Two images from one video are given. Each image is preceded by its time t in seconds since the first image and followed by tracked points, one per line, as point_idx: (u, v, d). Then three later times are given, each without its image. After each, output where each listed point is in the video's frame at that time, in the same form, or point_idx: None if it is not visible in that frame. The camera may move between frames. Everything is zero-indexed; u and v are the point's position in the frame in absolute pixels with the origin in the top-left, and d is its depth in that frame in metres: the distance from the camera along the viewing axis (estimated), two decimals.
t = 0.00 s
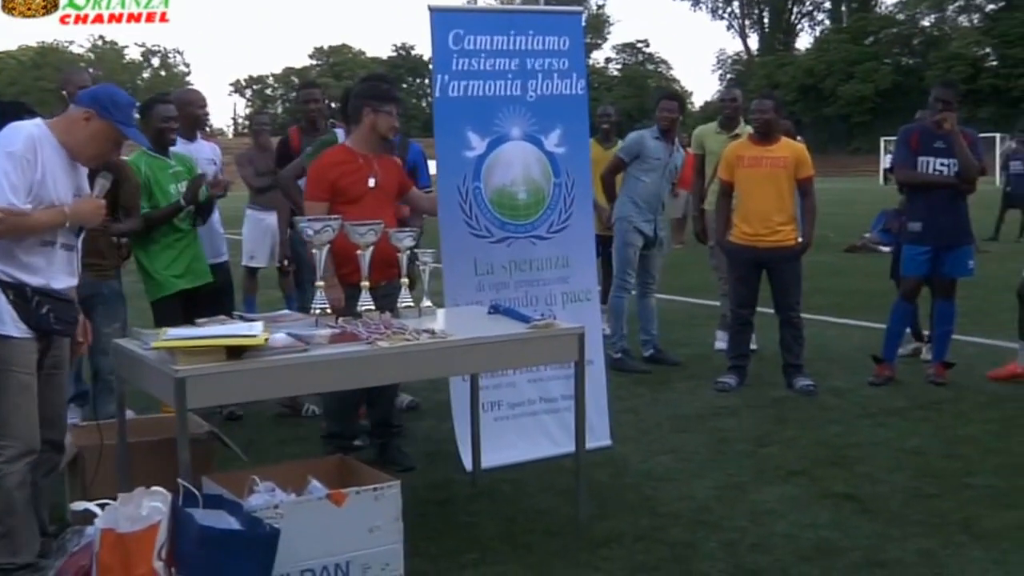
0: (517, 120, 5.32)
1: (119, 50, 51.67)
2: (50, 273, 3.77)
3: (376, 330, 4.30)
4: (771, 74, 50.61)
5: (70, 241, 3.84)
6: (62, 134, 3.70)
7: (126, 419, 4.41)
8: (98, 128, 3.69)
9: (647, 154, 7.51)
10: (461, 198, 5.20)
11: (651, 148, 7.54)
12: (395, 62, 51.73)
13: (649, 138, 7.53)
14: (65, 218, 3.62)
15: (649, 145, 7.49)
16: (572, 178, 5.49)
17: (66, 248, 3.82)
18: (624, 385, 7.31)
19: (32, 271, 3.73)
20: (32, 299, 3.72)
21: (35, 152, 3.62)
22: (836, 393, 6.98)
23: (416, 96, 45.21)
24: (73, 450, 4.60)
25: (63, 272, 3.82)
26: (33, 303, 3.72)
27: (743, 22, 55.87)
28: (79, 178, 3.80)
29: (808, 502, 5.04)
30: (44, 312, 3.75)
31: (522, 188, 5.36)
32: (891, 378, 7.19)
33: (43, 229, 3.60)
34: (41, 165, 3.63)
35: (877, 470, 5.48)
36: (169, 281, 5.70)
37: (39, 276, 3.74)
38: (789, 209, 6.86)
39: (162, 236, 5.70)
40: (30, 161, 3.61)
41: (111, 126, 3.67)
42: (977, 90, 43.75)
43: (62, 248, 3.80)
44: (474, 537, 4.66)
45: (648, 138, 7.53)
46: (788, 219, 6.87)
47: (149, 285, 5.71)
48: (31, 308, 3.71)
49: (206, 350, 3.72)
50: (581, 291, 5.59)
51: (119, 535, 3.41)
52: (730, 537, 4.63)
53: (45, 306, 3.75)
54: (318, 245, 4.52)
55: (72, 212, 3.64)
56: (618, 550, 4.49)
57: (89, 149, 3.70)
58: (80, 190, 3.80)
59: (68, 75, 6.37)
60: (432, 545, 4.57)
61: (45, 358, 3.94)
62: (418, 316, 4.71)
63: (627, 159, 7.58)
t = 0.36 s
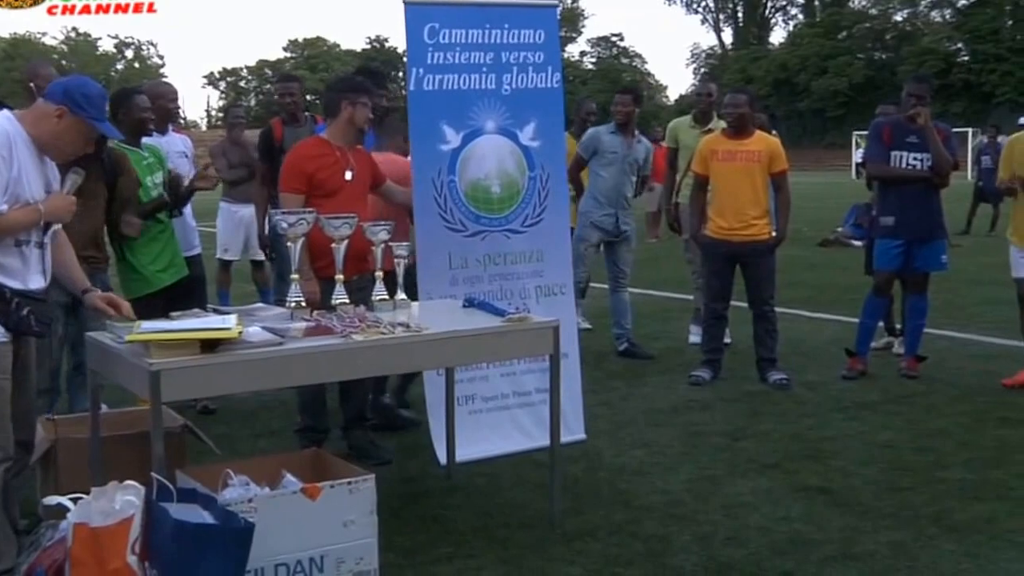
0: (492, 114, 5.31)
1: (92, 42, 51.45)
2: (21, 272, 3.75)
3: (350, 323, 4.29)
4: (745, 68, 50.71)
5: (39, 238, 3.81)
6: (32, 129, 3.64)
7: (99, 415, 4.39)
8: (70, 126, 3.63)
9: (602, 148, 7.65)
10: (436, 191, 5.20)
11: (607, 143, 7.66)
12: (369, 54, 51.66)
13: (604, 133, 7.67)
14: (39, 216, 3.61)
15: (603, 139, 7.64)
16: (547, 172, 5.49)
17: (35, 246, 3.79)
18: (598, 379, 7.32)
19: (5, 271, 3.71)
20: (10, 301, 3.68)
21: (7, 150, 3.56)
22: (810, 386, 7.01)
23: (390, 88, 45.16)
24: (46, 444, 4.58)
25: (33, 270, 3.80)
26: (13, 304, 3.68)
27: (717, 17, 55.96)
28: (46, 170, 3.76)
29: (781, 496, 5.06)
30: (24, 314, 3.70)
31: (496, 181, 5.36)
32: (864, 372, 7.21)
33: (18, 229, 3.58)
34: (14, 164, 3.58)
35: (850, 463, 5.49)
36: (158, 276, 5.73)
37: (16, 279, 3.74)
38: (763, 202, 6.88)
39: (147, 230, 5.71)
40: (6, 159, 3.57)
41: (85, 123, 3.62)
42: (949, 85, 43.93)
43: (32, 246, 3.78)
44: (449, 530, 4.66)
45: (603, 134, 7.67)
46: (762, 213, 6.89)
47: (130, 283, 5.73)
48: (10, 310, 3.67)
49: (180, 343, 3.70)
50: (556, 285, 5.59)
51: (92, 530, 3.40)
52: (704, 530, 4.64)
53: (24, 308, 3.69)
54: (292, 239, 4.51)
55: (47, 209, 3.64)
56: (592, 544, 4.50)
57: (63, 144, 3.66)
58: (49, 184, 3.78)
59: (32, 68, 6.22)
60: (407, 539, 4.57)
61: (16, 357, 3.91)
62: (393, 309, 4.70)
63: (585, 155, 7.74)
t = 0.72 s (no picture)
0: (497, 107, 5.28)
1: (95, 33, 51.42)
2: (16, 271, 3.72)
3: (355, 317, 4.26)
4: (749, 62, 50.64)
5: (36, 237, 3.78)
6: (38, 127, 3.60)
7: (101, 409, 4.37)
8: (78, 127, 3.59)
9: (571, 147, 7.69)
10: (440, 185, 5.17)
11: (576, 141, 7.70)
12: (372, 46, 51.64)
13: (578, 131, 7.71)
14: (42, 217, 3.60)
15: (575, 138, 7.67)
16: (553, 165, 5.45)
17: (31, 247, 3.76)
18: (603, 373, 7.29)
19: None
20: (6, 299, 3.67)
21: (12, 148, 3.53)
22: (816, 380, 6.98)
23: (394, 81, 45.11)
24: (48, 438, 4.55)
25: (30, 269, 3.78)
26: (10, 303, 3.67)
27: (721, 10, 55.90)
28: (50, 167, 3.74)
29: (786, 489, 5.03)
30: (21, 313, 3.69)
31: (501, 175, 5.33)
32: (869, 365, 7.17)
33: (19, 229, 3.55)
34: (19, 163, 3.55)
35: (855, 456, 5.47)
36: (157, 268, 5.69)
37: (12, 279, 3.72)
38: (768, 195, 6.85)
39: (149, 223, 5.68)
40: (15, 157, 3.56)
41: (94, 126, 3.57)
42: (953, 79, 43.87)
43: (28, 245, 3.75)
44: (454, 524, 4.63)
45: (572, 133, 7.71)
46: (768, 206, 6.85)
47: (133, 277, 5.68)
48: (6, 309, 3.66)
49: (184, 336, 3.68)
50: (562, 279, 5.56)
51: (96, 526, 3.39)
52: (710, 524, 4.61)
53: (22, 306, 3.69)
54: (298, 231, 4.48)
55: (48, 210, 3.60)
56: (597, 537, 4.47)
57: (69, 144, 3.62)
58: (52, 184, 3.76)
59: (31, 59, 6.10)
60: (411, 533, 4.54)
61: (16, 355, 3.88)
62: (399, 302, 4.67)
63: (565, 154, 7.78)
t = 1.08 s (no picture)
0: (541, 138, 5.25)
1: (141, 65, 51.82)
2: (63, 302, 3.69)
3: (400, 348, 4.23)
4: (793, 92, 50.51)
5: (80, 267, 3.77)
6: (79, 155, 3.60)
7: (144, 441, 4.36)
8: (118, 151, 3.63)
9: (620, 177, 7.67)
10: (485, 216, 5.15)
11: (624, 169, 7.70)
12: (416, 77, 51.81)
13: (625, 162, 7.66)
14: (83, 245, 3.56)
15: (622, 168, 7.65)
16: (596, 195, 5.43)
17: (75, 277, 3.74)
18: (648, 404, 7.23)
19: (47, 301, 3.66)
20: (52, 328, 3.65)
21: (55, 176, 3.51)
22: (864, 412, 6.90)
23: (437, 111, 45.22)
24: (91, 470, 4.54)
25: (75, 299, 3.76)
26: (55, 333, 3.66)
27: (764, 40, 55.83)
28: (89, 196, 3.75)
29: (835, 521, 4.96)
30: (67, 342, 3.68)
31: (547, 206, 5.29)
32: (917, 397, 7.08)
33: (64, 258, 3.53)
34: (62, 191, 3.53)
35: (905, 488, 5.39)
36: (201, 300, 5.69)
37: (56, 308, 3.68)
38: (815, 225, 6.78)
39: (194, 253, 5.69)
40: (51, 187, 3.51)
41: (132, 146, 3.62)
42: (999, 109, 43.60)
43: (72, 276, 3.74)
44: (498, 557, 4.59)
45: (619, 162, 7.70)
46: (815, 236, 6.80)
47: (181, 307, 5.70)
48: (51, 338, 3.65)
49: (227, 368, 3.66)
50: (608, 309, 5.52)
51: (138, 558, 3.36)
52: (757, 557, 4.55)
53: (68, 336, 3.69)
54: (343, 262, 4.47)
55: (92, 237, 3.59)
56: (643, 570, 4.41)
57: (109, 169, 3.64)
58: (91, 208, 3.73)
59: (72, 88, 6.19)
60: (455, 566, 4.50)
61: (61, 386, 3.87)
62: (444, 333, 4.64)
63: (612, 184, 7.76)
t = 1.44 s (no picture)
0: (572, 234, 5.25)
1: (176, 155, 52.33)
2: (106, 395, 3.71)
3: (429, 444, 4.20)
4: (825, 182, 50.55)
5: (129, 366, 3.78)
6: (133, 254, 3.62)
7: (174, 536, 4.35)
8: (172, 254, 3.60)
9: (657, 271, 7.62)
10: (514, 312, 5.14)
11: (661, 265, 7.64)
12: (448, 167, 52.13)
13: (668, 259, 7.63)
14: (126, 340, 3.57)
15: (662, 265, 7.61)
16: (629, 291, 5.40)
17: (121, 374, 3.76)
18: (680, 499, 7.18)
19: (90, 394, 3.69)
20: (92, 420, 3.66)
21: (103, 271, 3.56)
22: (899, 508, 6.82)
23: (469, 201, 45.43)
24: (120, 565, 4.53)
25: (121, 396, 3.77)
26: (93, 425, 3.66)
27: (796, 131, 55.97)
28: (146, 298, 3.75)
29: None
30: (105, 434, 3.68)
31: (577, 302, 5.28)
32: (953, 494, 6.96)
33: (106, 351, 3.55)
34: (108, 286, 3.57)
35: None
36: (236, 393, 5.66)
37: (98, 401, 3.70)
38: (847, 319, 6.77)
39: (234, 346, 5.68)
40: (98, 282, 3.56)
41: (187, 251, 3.57)
42: None
43: (119, 373, 3.75)
44: None
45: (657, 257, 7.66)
46: (847, 330, 6.77)
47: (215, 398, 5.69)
48: (91, 429, 3.65)
49: (253, 464, 3.64)
50: (639, 406, 5.47)
51: None
52: None
53: (104, 429, 3.68)
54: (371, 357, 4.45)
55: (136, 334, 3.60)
56: None
57: (163, 271, 3.63)
58: (143, 311, 3.74)
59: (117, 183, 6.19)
60: None
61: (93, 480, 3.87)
62: (473, 429, 4.61)
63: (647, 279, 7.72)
